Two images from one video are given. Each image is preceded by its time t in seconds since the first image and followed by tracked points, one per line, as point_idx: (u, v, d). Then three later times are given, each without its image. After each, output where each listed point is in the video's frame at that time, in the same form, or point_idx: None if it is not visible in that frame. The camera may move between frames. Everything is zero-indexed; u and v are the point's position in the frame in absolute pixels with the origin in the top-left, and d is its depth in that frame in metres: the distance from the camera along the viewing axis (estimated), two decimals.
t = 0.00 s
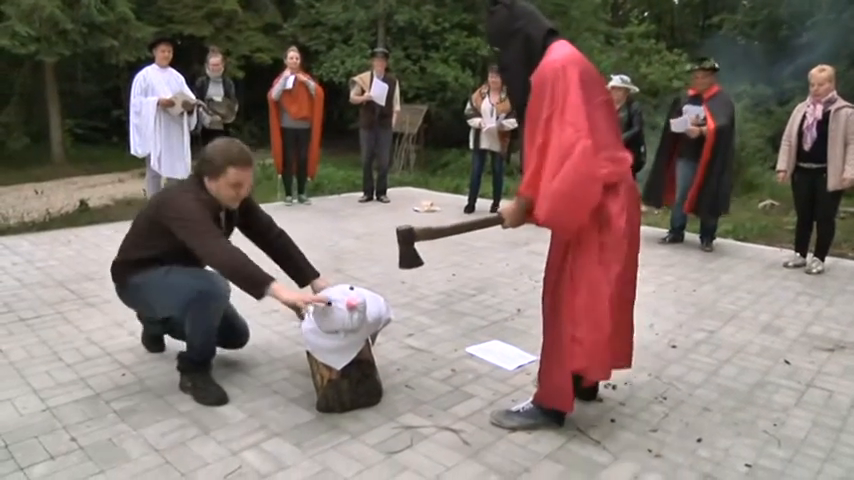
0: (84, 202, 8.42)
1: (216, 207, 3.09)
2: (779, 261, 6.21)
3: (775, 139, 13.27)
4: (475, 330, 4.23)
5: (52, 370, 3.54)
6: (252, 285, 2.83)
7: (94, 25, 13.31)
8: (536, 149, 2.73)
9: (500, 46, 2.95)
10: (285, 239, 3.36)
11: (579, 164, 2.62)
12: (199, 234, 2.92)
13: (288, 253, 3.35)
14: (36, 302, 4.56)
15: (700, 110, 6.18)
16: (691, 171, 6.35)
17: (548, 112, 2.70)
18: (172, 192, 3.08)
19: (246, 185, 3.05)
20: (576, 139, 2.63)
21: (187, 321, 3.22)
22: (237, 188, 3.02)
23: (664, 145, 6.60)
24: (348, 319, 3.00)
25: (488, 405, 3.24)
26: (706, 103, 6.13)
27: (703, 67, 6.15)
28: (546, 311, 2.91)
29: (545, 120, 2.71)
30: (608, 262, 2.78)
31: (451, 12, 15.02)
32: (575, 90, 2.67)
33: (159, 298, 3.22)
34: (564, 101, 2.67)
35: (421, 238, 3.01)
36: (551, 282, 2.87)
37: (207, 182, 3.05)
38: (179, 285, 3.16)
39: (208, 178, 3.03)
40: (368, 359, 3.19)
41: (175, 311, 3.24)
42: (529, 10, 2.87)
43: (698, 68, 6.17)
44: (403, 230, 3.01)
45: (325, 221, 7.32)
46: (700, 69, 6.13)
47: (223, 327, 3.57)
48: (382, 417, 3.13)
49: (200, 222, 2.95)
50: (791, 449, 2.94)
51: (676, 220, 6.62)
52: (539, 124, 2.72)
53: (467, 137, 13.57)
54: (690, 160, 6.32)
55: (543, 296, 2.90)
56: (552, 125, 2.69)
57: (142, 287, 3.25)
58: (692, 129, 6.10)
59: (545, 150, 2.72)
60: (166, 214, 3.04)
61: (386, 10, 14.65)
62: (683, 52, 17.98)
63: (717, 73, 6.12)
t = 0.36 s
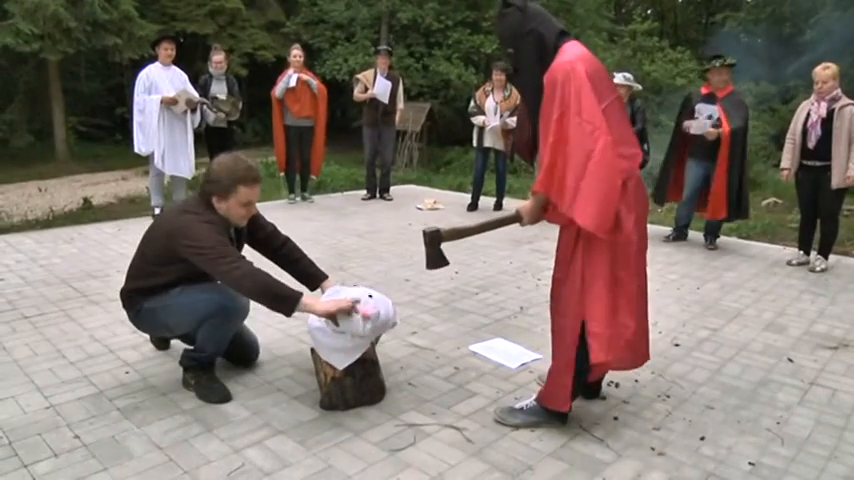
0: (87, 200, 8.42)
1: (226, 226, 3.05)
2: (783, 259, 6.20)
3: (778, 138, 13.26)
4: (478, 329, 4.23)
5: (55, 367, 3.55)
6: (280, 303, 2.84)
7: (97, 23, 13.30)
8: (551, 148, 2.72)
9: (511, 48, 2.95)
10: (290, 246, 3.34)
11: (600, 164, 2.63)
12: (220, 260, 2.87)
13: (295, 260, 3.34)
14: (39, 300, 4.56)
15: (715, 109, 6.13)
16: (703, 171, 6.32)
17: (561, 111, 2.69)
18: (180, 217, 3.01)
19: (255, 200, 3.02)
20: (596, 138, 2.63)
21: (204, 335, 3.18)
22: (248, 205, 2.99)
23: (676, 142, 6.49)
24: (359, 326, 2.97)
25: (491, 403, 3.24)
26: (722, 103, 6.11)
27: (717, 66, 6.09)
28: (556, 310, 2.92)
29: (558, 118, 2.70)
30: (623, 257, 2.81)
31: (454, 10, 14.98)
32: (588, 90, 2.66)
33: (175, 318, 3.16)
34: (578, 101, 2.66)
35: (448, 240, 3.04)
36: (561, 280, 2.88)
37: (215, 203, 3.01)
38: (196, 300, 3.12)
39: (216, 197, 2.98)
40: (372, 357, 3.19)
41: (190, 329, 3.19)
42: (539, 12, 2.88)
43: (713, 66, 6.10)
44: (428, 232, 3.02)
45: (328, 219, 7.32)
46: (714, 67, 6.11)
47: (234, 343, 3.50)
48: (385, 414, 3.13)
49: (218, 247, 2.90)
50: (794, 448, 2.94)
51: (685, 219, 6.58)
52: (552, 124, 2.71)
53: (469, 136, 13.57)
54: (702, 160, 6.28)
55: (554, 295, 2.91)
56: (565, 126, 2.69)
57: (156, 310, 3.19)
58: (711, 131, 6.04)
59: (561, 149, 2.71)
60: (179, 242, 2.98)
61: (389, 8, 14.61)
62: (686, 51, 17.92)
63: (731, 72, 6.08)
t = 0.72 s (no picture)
0: (87, 201, 8.42)
1: (227, 229, 3.04)
2: (783, 260, 6.20)
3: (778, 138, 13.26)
4: (479, 329, 4.22)
5: (55, 368, 3.55)
6: (274, 326, 2.82)
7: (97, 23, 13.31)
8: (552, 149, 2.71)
9: (519, 47, 2.94)
10: (295, 250, 3.34)
11: (599, 166, 2.63)
12: (222, 270, 2.87)
13: (298, 261, 3.34)
14: (40, 301, 4.57)
15: (726, 112, 6.13)
16: (707, 172, 6.32)
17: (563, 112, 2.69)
18: (182, 220, 3.01)
19: (255, 201, 3.02)
20: (598, 141, 2.63)
21: (204, 336, 3.19)
22: (248, 208, 2.98)
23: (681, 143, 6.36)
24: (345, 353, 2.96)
25: (491, 404, 3.24)
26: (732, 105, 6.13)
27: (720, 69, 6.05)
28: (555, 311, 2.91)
29: (559, 119, 2.70)
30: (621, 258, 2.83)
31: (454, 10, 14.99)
32: (590, 92, 2.66)
33: (176, 319, 3.17)
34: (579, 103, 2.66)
35: (444, 231, 3.08)
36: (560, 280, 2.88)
37: (215, 204, 2.99)
38: (197, 302, 3.12)
39: (216, 199, 2.98)
40: (372, 358, 3.18)
41: (191, 330, 3.20)
42: (547, 12, 2.88)
43: (717, 70, 6.06)
44: (424, 223, 3.07)
45: (328, 219, 7.32)
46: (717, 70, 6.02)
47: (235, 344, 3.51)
48: (385, 415, 3.13)
49: (218, 255, 2.90)
50: (795, 449, 2.94)
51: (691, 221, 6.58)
52: (553, 125, 2.71)
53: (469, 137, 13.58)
54: (710, 163, 6.29)
55: (553, 294, 2.91)
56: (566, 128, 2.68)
57: (158, 310, 3.19)
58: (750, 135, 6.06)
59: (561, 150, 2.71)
60: (181, 246, 2.98)
61: (389, 9, 14.65)
62: (686, 51, 17.93)
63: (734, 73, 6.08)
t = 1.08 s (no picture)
0: (86, 201, 8.42)
1: (219, 226, 3.04)
2: (782, 260, 6.20)
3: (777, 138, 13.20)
4: (478, 329, 4.23)
5: (54, 368, 3.55)
6: (270, 327, 2.81)
7: (97, 24, 13.29)
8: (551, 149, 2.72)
9: (519, 48, 2.94)
10: (294, 248, 3.34)
11: (595, 167, 2.64)
12: (217, 272, 2.88)
13: (296, 258, 3.34)
14: (39, 301, 4.56)
15: (725, 113, 6.15)
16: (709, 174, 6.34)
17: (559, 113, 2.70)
18: (179, 221, 3.01)
19: (249, 196, 3.03)
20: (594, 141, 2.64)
21: (203, 336, 3.19)
22: (240, 205, 2.99)
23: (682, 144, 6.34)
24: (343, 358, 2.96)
25: (490, 404, 3.24)
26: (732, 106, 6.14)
27: (717, 71, 6.07)
28: (554, 310, 2.91)
29: (557, 119, 2.71)
30: (620, 258, 2.82)
31: (454, 10, 14.99)
32: (588, 93, 2.66)
33: (175, 319, 3.17)
34: (576, 103, 2.66)
35: (439, 230, 3.09)
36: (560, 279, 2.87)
37: (209, 203, 3.00)
38: (195, 302, 3.12)
39: (210, 197, 2.97)
40: (371, 358, 3.18)
41: (189, 329, 3.20)
42: (547, 12, 2.87)
43: (714, 72, 6.07)
44: (419, 223, 3.08)
45: (327, 219, 7.32)
46: (713, 72, 6.04)
47: (234, 344, 3.51)
48: (384, 415, 3.13)
49: (214, 257, 2.90)
50: (794, 449, 2.94)
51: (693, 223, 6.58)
52: (551, 125, 2.72)
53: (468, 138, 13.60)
54: (712, 164, 6.29)
55: (554, 294, 2.90)
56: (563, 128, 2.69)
57: (156, 310, 3.19)
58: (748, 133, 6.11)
59: (558, 150, 2.72)
60: (177, 247, 2.98)
61: (389, 9, 14.65)
62: (685, 51, 17.90)
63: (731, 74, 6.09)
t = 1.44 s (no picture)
0: (85, 202, 8.42)
1: (218, 227, 3.04)
2: (781, 260, 6.20)
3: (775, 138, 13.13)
4: (477, 330, 4.23)
5: (53, 369, 3.55)
6: (269, 329, 2.81)
7: (96, 24, 13.28)
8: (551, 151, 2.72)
9: (518, 51, 2.94)
10: (292, 249, 3.34)
11: (595, 169, 2.63)
12: (217, 274, 2.88)
13: (296, 257, 3.34)
14: (38, 302, 4.56)
15: (721, 115, 6.16)
16: (707, 174, 6.34)
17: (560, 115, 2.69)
18: (178, 223, 3.01)
19: (249, 196, 3.03)
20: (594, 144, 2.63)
21: (202, 336, 3.19)
22: (239, 205, 2.99)
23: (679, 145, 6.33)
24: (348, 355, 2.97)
25: (489, 405, 3.25)
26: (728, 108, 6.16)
27: (714, 72, 6.07)
28: (554, 310, 2.91)
29: (557, 122, 2.70)
30: (620, 260, 2.82)
31: (453, 10, 15.00)
32: (588, 96, 2.66)
33: (174, 319, 3.17)
34: (577, 106, 2.65)
35: (431, 231, 3.10)
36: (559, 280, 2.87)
37: (209, 204, 3.00)
38: (195, 302, 3.12)
39: (210, 198, 2.97)
40: (370, 358, 3.18)
41: (188, 330, 3.20)
42: (546, 15, 2.88)
43: (711, 74, 6.07)
44: (412, 224, 3.09)
45: (326, 220, 7.32)
46: (711, 73, 6.04)
47: (233, 345, 3.51)
48: (384, 415, 3.13)
49: (214, 258, 2.90)
50: (794, 449, 2.94)
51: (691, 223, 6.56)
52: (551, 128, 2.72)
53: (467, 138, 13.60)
54: (709, 164, 6.30)
55: (554, 295, 2.90)
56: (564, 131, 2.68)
57: (156, 310, 3.19)
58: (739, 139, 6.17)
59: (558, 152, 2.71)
60: (176, 249, 2.98)
61: (388, 9, 14.65)
62: (683, 51, 17.88)
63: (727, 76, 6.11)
